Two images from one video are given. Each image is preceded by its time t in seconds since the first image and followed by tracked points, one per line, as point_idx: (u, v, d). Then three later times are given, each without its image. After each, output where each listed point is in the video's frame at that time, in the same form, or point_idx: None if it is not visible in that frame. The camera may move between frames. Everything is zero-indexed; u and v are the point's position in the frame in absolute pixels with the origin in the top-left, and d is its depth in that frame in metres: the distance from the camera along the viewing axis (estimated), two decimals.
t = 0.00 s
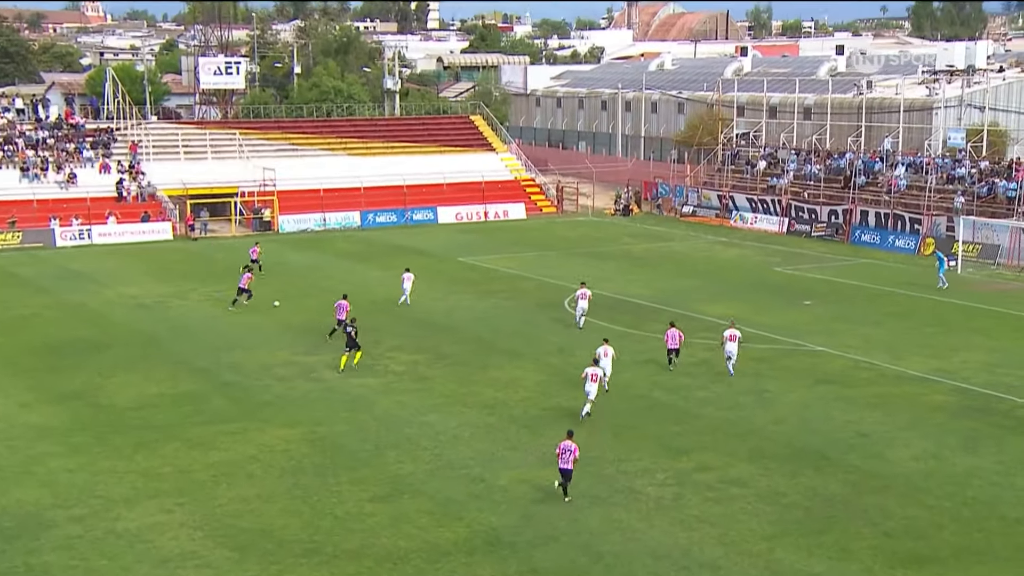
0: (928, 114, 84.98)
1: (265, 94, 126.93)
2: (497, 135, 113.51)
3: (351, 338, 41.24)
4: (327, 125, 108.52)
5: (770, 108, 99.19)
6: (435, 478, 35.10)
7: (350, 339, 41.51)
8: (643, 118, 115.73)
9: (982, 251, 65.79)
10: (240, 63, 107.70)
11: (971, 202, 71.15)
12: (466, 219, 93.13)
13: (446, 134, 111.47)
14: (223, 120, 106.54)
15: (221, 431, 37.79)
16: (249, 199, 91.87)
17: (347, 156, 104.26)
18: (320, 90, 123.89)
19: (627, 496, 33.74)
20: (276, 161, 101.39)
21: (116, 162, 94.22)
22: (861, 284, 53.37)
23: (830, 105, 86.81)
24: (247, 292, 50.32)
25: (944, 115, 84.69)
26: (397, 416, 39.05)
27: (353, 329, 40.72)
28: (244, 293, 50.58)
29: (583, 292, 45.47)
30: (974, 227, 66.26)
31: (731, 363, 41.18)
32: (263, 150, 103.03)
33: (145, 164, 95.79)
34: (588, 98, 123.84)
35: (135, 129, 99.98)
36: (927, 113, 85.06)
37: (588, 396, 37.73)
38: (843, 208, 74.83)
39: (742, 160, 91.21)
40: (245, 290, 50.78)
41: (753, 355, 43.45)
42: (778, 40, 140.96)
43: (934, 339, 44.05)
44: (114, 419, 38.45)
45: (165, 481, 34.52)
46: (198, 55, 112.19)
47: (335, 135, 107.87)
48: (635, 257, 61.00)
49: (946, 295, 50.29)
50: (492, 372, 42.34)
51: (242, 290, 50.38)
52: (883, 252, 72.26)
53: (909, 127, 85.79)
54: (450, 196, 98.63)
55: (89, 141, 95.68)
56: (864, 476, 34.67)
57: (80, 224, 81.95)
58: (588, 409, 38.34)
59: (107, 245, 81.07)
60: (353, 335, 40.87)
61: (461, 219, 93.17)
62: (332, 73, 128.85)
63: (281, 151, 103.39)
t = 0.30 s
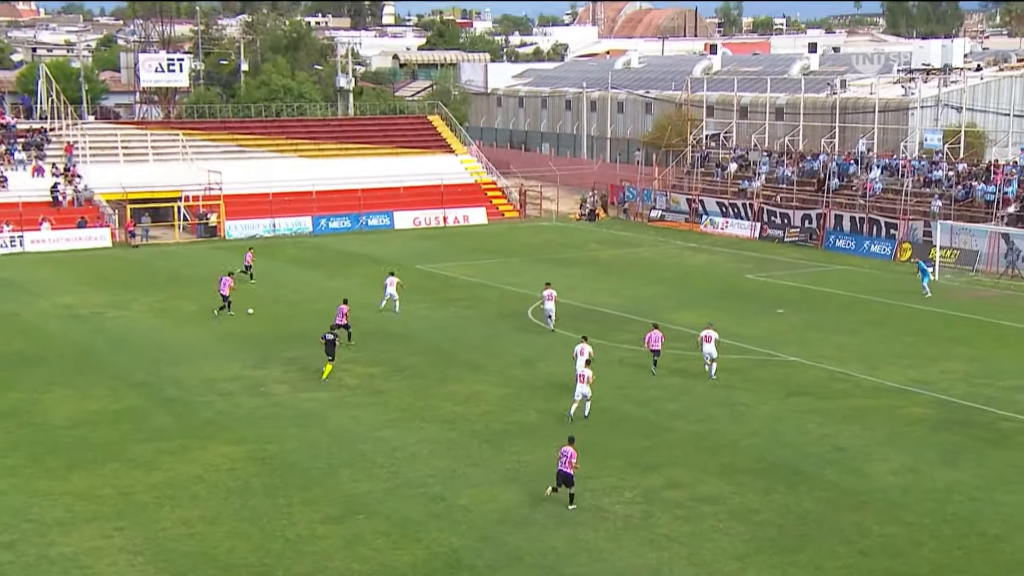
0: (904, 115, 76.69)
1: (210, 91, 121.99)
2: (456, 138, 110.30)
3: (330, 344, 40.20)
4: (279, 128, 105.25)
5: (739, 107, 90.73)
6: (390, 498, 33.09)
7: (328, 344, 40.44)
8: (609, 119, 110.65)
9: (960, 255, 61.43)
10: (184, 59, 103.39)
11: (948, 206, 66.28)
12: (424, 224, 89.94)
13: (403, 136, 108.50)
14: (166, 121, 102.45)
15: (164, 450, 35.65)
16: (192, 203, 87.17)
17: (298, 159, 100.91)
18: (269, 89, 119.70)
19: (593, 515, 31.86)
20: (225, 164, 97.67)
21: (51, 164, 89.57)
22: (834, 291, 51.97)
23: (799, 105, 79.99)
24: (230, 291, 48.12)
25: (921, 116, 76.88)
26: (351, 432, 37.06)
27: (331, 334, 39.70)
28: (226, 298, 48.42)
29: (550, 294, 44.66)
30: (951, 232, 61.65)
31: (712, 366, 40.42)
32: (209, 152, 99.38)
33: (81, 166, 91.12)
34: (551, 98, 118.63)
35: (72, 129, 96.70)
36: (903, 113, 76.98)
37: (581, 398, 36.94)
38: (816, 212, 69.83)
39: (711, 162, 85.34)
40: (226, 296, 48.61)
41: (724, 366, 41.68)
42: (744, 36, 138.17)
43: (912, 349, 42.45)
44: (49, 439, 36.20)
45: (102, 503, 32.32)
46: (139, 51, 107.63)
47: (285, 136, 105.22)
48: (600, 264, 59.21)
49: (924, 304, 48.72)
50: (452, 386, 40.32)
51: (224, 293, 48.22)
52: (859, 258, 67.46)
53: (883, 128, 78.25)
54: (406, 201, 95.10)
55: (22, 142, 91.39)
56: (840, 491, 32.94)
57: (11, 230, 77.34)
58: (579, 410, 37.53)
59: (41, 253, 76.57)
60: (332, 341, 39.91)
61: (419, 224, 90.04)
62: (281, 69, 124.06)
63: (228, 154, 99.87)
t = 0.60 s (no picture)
0: (878, 114, 72.39)
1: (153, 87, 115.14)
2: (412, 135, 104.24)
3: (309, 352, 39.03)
4: (225, 125, 98.19)
5: (710, 106, 87.84)
6: (343, 517, 31.15)
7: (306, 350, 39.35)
8: (573, 118, 107.23)
9: (937, 261, 57.85)
10: (123, 54, 98.69)
11: (925, 208, 62.39)
12: (380, 228, 84.09)
13: (357, 134, 101.69)
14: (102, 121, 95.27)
15: (104, 469, 33.59)
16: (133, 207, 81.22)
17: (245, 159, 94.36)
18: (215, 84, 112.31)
19: (558, 533, 30.04)
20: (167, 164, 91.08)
21: None
22: (805, 296, 50.60)
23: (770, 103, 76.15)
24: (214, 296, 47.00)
25: (896, 116, 72.04)
26: (303, 449, 35.12)
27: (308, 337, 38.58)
28: (213, 306, 47.41)
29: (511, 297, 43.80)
30: (929, 236, 58.33)
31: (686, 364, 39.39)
32: (151, 151, 92.56)
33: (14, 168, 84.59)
34: (512, 96, 115.30)
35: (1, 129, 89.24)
36: (878, 113, 72.72)
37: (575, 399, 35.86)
38: (789, 215, 66.53)
39: (680, 163, 82.55)
40: (212, 303, 47.55)
41: (694, 376, 40.03)
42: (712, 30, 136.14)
43: (887, 358, 40.98)
44: None
45: (36, 525, 30.21)
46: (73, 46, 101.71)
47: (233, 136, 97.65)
48: (566, 270, 57.53)
49: (901, 312, 47.26)
50: (410, 398, 38.45)
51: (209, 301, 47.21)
52: (834, 264, 63.94)
53: (857, 129, 73.79)
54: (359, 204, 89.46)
55: None
56: (815, 506, 31.24)
57: None
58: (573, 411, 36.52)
59: None
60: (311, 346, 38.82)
61: (375, 227, 84.42)
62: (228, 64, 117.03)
63: (171, 154, 93.03)
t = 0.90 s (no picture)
0: (850, 112, 71.45)
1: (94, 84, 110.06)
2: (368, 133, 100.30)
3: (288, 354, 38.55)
4: (171, 120, 94.14)
5: (678, 104, 86.52)
6: (295, 532, 29.63)
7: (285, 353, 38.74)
8: (536, 117, 105.45)
9: (909, 264, 56.66)
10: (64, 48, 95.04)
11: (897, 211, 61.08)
12: (334, 231, 82.08)
13: (310, 133, 97.78)
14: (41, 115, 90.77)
15: (44, 485, 31.91)
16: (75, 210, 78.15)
17: (194, 155, 90.60)
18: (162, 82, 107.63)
19: (520, 548, 28.65)
20: (109, 165, 86.25)
21: None
22: (774, 300, 49.58)
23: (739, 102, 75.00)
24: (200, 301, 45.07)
25: (868, 114, 70.70)
26: (255, 461, 33.60)
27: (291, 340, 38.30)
28: (199, 310, 45.50)
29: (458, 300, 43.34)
30: (901, 237, 57.22)
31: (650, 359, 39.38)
32: (93, 147, 88.27)
33: None
34: (473, 93, 112.90)
35: None
36: (849, 110, 71.65)
37: (568, 395, 35.30)
38: (759, 216, 65.37)
39: (648, 163, 81.28)
40: (198, 306, 45.55)
41: (661, 382, 38.83)
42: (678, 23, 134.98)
43: (859, 364, 39.92)
44: None
45: None
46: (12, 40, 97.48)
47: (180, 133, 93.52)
48: (529, 274, 56.24)
49: (872, 316, 46.25)
50: (367, 408, 37.01)
51: (194, 303, 45.24)
52: (804, 266, 62.85)
53: (828, 127, 72.52)
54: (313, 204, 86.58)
55: None
56: (786, 518, 30.01)
57: None
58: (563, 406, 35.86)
59: None
60: (292, 349, 38.58)
61: (329, 230, 82.30)
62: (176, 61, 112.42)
63: (115, 150, 88.65)
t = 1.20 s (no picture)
0: (809, 108, 70.65)
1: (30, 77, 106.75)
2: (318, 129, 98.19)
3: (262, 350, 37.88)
4: (112, 118, 91.83)
5: (635, 100, 85.38)
6: (240, 541, 28.51)
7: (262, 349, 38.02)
8: (491, 111, 101.64)
9: (869, 261, 55.93)
10: None
11: (858, 208, 60.25)
12: (282, 229, 79.09)
13: (256, 127, 96.13)
14: None
15: None
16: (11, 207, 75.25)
17: (135, 154, 88.31)
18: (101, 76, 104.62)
19: (474, 555, 27.70)
20: (47, 163, 84.26)
21: None
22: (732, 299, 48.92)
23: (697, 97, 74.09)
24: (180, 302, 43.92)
25: (828, 109, 69.88)
26: (200, 468, 32.46)
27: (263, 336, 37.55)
28: (180, 311, 44.40)
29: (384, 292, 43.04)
30: (862, 235, 56.58)
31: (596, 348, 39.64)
32: (31, 146, 85.94)
33: None
34: (425, 88, 108.84)
35: None
36: (809, 106, 70.94)
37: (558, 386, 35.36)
38: (719, 214, 64.67)
39: (604, 159, 80.19)
40: (178, 307, 44.47)
41: (619, 384, 38.03)
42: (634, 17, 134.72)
43: (820, 365, 39.32)
44: None
45: None
46: None
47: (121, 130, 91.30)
48: (484, 273, 55.30)
49: (832, 316, 45.67)
50: (317, 413, 35.95)
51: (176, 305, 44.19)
52: (765, 265, 62.26)
53: (787, 123, 71.80)
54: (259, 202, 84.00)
55: None
56: (747, 522, 29.26)
57: None
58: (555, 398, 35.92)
59: None
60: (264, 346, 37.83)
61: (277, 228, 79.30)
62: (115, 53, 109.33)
63: (53, 148, 86.37)
